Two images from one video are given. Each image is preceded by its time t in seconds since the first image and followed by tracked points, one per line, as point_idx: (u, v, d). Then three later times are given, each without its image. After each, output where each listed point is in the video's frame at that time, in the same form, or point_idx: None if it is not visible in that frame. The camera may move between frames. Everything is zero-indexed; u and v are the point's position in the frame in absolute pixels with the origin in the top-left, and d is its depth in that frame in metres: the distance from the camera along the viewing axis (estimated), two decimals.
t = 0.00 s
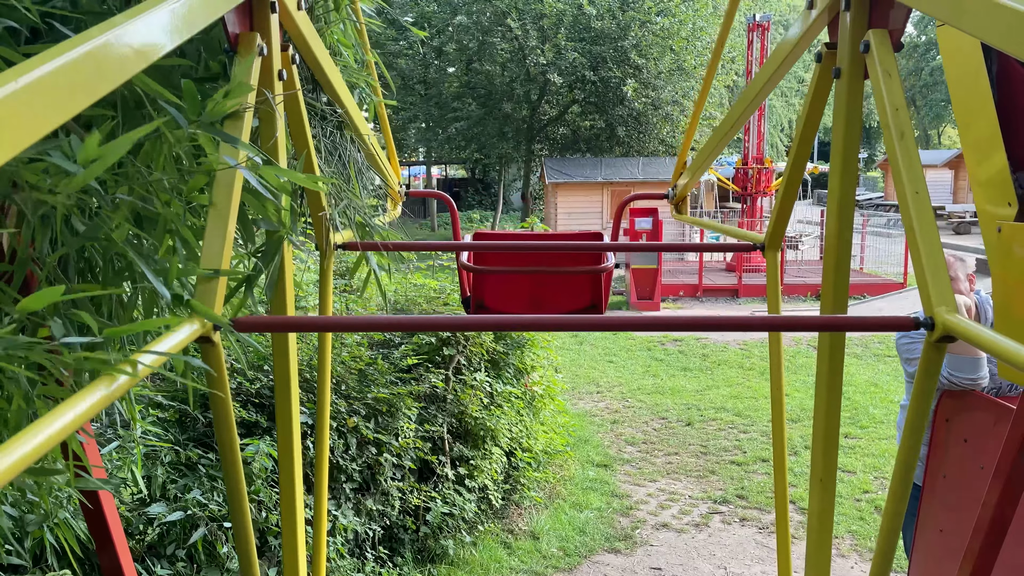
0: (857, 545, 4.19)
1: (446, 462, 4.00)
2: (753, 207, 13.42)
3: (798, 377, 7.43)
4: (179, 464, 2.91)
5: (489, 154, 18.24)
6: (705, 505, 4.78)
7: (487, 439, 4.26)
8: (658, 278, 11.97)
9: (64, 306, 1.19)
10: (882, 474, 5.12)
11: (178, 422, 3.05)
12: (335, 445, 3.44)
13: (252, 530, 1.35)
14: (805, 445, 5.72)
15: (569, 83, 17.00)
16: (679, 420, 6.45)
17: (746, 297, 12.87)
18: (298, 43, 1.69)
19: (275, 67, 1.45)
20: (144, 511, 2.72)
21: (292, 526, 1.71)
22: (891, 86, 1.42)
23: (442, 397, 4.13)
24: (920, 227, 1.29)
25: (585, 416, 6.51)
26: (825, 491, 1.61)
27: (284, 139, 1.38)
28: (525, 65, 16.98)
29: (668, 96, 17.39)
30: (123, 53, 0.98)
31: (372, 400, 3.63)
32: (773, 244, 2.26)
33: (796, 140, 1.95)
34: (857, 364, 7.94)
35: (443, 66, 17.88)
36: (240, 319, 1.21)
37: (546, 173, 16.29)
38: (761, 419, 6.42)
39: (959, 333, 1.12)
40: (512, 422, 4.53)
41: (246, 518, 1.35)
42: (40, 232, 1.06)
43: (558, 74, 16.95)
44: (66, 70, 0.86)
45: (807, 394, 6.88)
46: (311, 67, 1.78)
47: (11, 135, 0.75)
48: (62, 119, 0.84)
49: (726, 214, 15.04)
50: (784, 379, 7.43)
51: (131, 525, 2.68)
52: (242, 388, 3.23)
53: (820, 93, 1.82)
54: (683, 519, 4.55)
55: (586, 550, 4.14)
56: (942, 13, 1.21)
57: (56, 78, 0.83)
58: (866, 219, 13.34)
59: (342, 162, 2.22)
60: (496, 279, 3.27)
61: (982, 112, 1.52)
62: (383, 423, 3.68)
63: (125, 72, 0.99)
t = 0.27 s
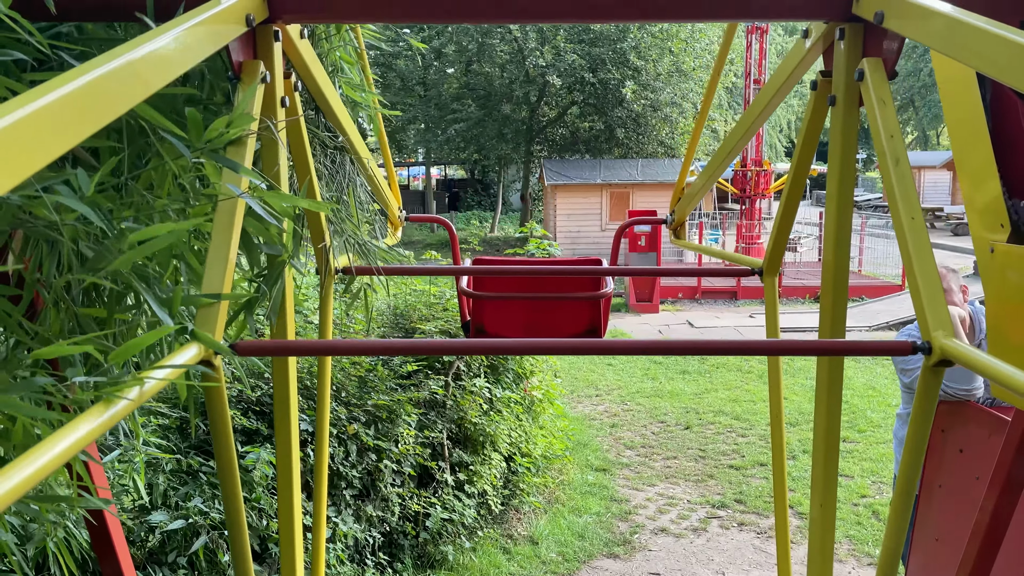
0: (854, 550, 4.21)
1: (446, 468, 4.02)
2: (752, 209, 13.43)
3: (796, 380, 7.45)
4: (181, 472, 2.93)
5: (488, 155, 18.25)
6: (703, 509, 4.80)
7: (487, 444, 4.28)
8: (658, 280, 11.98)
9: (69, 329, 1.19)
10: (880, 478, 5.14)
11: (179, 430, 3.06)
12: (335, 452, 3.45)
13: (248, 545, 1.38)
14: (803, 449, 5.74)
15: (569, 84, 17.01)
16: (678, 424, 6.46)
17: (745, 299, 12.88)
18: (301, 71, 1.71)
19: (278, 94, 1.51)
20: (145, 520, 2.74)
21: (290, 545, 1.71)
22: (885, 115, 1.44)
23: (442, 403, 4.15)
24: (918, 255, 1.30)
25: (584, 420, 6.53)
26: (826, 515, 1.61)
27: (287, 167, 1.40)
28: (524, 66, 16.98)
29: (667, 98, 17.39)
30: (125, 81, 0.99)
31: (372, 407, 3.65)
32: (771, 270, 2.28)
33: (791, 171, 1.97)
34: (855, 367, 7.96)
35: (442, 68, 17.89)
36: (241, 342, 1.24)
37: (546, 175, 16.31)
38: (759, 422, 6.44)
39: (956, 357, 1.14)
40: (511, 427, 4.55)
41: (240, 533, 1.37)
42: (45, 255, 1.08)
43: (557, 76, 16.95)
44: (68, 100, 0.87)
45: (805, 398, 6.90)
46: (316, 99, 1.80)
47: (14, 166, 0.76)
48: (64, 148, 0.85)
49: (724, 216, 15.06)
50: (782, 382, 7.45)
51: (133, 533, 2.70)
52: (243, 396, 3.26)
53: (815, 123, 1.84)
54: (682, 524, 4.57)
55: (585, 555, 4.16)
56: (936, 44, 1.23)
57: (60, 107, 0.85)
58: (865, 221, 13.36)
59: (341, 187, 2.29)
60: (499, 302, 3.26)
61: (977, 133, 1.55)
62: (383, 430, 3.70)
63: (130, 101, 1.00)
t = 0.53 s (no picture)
0: (852, 556, 4.23)
1: (446, 475, 4.03)
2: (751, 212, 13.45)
3: (795, 385, 7.47)
4: (182, 481, 2.95)
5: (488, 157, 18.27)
6: (702, 515, 4.81)
7: (486, 451, 4.30)
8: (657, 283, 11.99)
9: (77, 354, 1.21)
10: (878, 484, 5.16)
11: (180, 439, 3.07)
12: (335, 459, 3.47)
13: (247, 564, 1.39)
14: (801, 454, 5.76)
15: (568, 87, 17.03)
16: (676, 429, 6.48)
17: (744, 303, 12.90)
18: (303, 99, 1.72)
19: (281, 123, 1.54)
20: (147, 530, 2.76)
21: (289, 561, 1.73)
22: (880, 144, 1.46)
23: (441, 411, 4.17)
24: (913, 282, 1.31)
25: (583, 425, 6.55)
26: (827, 533, 1.63)
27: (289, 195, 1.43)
28: (523, 69, 16.99)
29: (666, 101, 17.40)
30: (133, 112, 1.01)
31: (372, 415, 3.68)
32: (770, 296, 2.29)
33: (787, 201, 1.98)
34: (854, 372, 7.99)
35: (441, 70, 17.91)
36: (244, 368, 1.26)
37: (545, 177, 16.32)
38: (758, 427, 6.46)
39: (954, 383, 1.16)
40: (510, 434, 4.58)
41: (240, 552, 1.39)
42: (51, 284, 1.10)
43: (556, 79, 16.97)
44: (78, 128, 0.89)
45: (803, 402, 6.93)
46: (317, 128, 1.81)
47: (24, 194, 0.78)
48: (72, 175, 0.87)
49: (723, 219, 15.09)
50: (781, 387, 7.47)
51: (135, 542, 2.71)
52: (243, 405, 3.28)
53: (813, 150, 1.85)
54: (680, 530, 4.59)
55: (584, 562, 4.18)
56: (929, 75, 1.25)
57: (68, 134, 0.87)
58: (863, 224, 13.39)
59: (339, 211, 2.38)
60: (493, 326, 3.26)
61: (970, 157, 1.58)
62: (383, 437, 3.72)
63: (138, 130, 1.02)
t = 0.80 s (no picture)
0: (851, 564, 4.24)
1: (445, 483, 4.04)
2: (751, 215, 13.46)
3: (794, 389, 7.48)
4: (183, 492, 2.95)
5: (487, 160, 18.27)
6: (701, 522, 4.82)
7: (485, 459, 4.31)
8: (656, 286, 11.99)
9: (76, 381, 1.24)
10: (877, 490, 5.16)
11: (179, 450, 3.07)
12: (335, 469, 3.48)
13: None
14: (800, 460, 5.77)
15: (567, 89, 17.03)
16: (676, 434, 6.49)
17: (744, 306, 12.90)
18: (303, 126, 1.73)
19: (283, 151, 1.59)
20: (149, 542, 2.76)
21: None
22: (877, 174, 1.48)
23: (441, 419, 4.18)
24: (912, 309, 1.33)
25: (582, 430, 6.56)
26: (830, 552, 1.62)
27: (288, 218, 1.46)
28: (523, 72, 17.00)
29: (666, 104, 17.40)
30: (136, 141, 1.02)
31: (372, 424, 3.68)
32: (769, 323, 2.30)
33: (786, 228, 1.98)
34: (853, 377, 7.99)
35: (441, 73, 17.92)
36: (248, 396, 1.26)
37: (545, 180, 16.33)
38: (757, 433, 6.47)
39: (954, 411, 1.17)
40: (510, 441, 4.59)
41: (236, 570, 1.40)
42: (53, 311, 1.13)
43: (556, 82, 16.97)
44: (79, 159, 0.91)
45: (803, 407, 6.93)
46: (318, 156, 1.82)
47: (17, 228, 0.79)
48: (71, 208, 0.89)
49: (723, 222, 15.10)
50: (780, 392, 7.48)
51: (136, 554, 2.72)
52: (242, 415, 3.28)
53: (810, 179, 1.86)
54: (680, 537, 4.59)
55: (583, 569, 4.19)
56: (926, 106, 1.26)
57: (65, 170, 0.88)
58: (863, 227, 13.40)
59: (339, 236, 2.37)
60: (488, 354, 3.21)
61: (966, 184, 1.60)
62: (383, 446, 3.73)
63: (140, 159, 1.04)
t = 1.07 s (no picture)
0: (849, 570, 4.26)
1: (445, 490, 4.05)
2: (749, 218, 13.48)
3: (793, 394, 7.49)
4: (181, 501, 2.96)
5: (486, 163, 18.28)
6: (700, 528, 4.84)
7: (484, 465, 4.33)
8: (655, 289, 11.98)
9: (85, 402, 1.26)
10: (875, 496, 5.18)
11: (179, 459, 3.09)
12: (335, 477, 3.49)
13: None
14: (798, 466, 5.78)
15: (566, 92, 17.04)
16: (675, 439, 6.50)
17: (743, 309, 12.91)
18: (304, 152, 1.75)
19: (284, 178, 1.60)
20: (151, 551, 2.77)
21: None
22: (872, 200, 1.49)
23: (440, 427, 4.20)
24: (907, 333, 1.35)
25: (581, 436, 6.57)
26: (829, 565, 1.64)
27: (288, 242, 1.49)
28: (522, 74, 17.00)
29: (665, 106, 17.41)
30: (142, 166, 1.04)
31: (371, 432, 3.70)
32: (767, 346, 2.31)
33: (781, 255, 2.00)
34: (851, 381, 8.01)
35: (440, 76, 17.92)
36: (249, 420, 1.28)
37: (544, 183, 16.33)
38: (755, 437, 6.48)
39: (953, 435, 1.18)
40: (508, 448, 4.60)
41: None
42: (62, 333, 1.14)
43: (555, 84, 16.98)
44: (88, 185, 0.93)
45: (801, 412, 6.95)
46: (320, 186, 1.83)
47: (29, 251, 0.81)
48: (81, 231, 0.91)
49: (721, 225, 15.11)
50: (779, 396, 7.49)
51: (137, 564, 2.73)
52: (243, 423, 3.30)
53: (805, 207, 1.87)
54: (678, 543, 4.61)
55: None
56: (922, 134, 1.27)
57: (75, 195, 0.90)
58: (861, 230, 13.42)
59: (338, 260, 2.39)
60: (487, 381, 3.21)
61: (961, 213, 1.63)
62: (382, 454, 3.75)
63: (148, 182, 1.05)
